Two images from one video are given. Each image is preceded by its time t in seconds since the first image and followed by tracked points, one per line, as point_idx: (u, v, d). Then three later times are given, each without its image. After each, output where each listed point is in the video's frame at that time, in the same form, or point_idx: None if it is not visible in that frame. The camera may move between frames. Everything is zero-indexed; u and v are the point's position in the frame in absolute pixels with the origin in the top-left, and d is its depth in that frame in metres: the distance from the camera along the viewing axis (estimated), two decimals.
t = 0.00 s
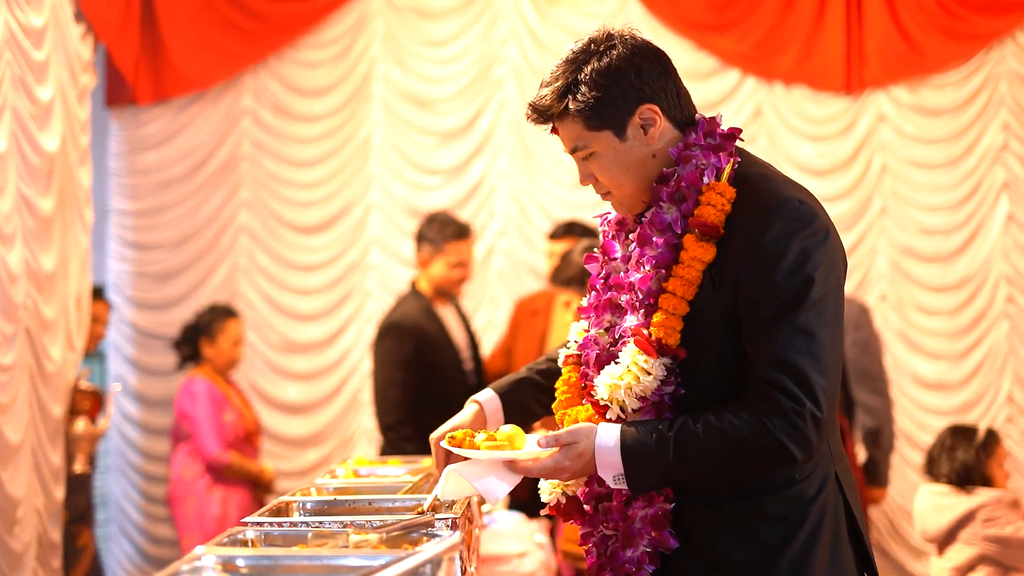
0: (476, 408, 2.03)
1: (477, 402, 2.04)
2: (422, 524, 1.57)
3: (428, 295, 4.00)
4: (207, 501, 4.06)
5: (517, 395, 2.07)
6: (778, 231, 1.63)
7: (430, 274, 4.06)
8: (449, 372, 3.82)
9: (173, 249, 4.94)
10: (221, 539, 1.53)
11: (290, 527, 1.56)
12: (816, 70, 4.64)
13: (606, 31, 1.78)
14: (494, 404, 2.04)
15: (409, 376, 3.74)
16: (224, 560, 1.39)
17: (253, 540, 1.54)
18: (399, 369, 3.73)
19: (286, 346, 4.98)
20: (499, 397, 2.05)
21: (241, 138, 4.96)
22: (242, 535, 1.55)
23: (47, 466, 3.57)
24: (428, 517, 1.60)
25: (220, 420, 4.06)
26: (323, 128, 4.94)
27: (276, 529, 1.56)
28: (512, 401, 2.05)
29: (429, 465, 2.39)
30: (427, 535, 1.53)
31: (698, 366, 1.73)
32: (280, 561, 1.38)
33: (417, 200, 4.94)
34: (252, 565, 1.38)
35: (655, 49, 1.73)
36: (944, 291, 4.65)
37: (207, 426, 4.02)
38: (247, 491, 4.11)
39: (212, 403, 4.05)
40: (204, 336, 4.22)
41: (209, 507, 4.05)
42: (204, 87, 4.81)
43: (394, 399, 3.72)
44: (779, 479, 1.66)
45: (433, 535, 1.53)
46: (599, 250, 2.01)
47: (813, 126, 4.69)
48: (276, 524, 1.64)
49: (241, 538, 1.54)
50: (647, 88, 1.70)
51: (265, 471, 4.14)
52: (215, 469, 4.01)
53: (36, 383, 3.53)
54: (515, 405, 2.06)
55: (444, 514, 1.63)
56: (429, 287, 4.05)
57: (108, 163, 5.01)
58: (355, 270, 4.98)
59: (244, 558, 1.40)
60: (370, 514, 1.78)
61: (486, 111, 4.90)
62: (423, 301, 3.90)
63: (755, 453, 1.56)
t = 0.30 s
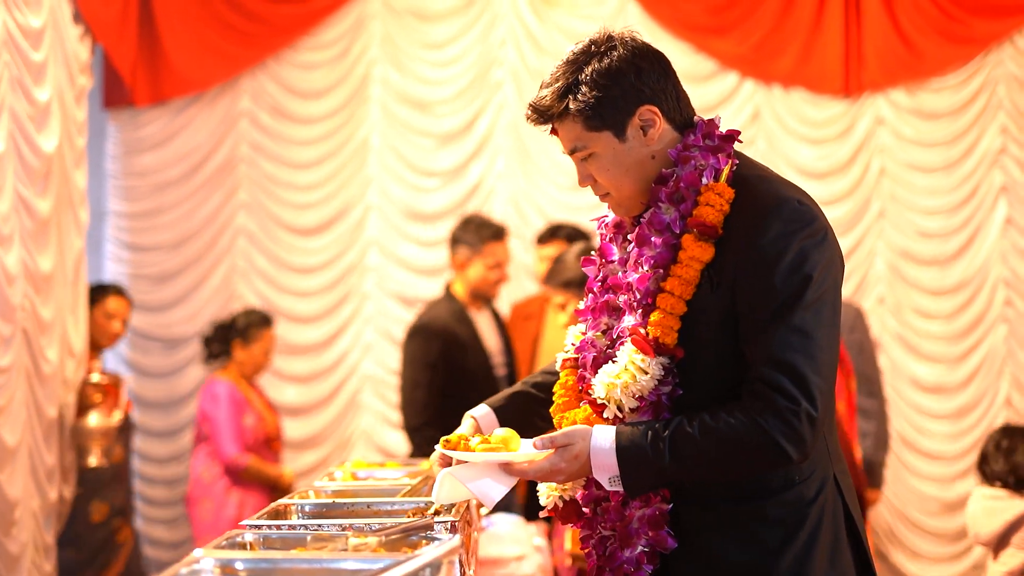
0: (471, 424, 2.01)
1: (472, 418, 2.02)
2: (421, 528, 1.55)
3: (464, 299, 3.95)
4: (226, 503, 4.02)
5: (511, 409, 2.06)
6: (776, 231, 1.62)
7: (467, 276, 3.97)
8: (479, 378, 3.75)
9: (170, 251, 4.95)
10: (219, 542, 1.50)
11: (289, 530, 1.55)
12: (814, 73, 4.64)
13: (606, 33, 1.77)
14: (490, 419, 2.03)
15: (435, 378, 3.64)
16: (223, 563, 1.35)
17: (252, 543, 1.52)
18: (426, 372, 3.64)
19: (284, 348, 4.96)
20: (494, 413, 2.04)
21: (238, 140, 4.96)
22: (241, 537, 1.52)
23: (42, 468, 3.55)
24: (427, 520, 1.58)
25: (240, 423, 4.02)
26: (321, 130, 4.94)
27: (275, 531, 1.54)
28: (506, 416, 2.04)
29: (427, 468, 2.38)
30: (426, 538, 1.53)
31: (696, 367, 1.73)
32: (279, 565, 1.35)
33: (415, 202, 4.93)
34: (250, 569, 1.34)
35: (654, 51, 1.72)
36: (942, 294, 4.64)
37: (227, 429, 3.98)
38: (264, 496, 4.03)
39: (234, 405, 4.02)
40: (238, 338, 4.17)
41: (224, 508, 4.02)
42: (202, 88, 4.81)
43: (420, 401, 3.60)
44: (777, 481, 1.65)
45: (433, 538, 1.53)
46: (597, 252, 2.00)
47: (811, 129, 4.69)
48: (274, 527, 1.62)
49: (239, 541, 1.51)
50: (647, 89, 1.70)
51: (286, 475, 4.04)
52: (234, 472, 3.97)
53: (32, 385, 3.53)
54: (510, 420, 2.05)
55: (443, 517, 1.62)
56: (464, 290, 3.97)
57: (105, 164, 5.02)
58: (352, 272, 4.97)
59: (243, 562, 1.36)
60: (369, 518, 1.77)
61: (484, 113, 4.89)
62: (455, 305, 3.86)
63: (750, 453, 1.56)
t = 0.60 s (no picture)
0: (467, 413, 2.02)
1: (470, 407, 2.04)
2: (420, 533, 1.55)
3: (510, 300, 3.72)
4: (263, 504, 3.87)
5: (510, 401, 2.06)
6: (773, 235, 1.61)
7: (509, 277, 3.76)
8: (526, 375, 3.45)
9: (169, 254, 4.94)
10: (218, 546, 1.48)
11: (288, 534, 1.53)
12: (813, 77, 4.63)
13: (608, 35, 1.77)
14: (485, 405, 2.04)
15: (483, 374, 3.38)
16: (221, 567, 1.34)
17: (251, 548, 1.50)
18: (474, 367, 3.37)
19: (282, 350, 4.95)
20: (492, 403, 2.05)
21: (237, 143, 4.96)
22: (240, 542, 1.50)
23: (38, 471, 3.54)
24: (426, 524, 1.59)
25: (277, 423, 3.96)
26: (319, 132, 4.93)
27: (273, 535, 1.53)
28: (505, 409, 2.05)
29: (425, 471, 2.37)
30: (426, 543, 1.50)
31: (690, 370, 1.72)
32: (277, 569, 1.32)
33: (413, 205, 4.93)
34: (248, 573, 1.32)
35: (654, 54, 1.72)
36: (941, 298, 4.64)
37: (264, 430, 3.89)
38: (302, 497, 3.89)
39: (269, 407, 3.94)
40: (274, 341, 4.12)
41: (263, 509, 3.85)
42: (201, 90, 4.80)
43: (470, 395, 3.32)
44: (773, 484, 1.64)
45: (432, 543, 1.50)
46: (594, 254, 1.99)
47: (810, 133, 4.68)
48: (273, 531, 1.62)
49: (237, 546, 1.50)
50: (647, 92, 1.69)
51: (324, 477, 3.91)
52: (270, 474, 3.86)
53: (29, 388, 3.51)
54: (508, 413, 2.06)
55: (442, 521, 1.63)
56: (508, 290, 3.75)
57: (102, 166, 5.01)
58: (351, 275, 4.96)
59: (242, 566, 1.34)
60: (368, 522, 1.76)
61: (483, 116, 4.89)
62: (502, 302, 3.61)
63: (739, 457, 1.55)
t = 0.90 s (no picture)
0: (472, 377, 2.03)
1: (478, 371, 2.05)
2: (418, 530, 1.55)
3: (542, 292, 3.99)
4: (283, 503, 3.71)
5: (515, 372, 2.08)
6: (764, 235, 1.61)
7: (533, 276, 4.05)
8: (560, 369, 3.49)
9: (167, 253, 4.93)
10: (217, 546, 1.48)
11: (287, 533, 1.53)
12: (813, 78, 4.61)
13: (607, 34, 1.76)
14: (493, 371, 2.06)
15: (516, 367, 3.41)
16: (220, 567, 1.33)
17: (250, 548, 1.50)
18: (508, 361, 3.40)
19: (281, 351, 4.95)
20: (499, 371, 2.06)
21: (236, 143, 4.95)
22: (239, 541, 1.50)
23: (33, 471, 3.54)
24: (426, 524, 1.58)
25: (298, 421, 3.79)
26: (318, 131, 4.92)
27: (273, 535, 1.52)
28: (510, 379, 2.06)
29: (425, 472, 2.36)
30: (425, 543, 1.50)
31: (683, 370, 1.71)
32: (277, 569, 1.32)
33: (412, 205, 4.92)
34: (247, 573, 1.32)
35: (656, 54, 1.72)
36: (941, 299, 4.64)
37: (284, 428, 3.74)
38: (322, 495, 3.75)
39: (292, 405, 3.79)
40: (298, 340, 4.02)
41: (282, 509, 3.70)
42: (200, 90, 4.79)
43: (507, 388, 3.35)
44: (767, 485, 1.64)
45: (431, 543, 1.50)
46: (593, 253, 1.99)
47: (809, 133, 4.68)
48: (271, 530, 1.60)
49: (237, 545, 1.49)
50: (648, 91, 1.69)
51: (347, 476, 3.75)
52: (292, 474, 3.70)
53: (24, 389, 3.51)
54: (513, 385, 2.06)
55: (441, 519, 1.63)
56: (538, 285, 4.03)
57: (101, 166, 5.00)
58: (349, 275, 4.96)
59: (241, 565, 1.33)
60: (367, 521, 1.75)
61: (482, 116, 4.88)
62: (535, 300, 3.67)
63: (721, 457, 1.55)
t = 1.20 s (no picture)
0: (494, 353, 2.01)
1: (497, 349, 2.03)
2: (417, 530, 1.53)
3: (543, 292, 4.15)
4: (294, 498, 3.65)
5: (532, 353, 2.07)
6: (757, 233, 1.60)
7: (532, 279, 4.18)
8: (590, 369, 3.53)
9: (164, 250, 4.92)
10: (213, 544, 1.44)
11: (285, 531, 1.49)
12: (811, 75, 4.61)
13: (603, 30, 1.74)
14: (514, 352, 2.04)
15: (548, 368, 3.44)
16: (218, 565, 1.31)
17: (248, 545, 1.46)
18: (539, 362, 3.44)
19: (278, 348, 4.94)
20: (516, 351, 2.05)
21: (233, 140, 4.94)
22: (236, 539, 1.46)
23: (27, 469, 3.53)
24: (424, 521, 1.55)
25: (307, 419, 3.73)
26: (315, 128, 4.91)
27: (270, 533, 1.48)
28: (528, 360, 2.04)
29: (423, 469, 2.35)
30: (423, 540, 1.47)
31: (678, 366, 1.71)
32: (275, 568, 1.31)
33: (409, 202, 4.91)
34: (245, 571, 1.31)
35: (654, 52, 1.70)
36: (939, 296, 4.63)
37: (294, 426, 3.70)
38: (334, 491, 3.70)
39: (301, 402, 3.75)
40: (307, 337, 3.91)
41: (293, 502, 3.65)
42: (196, 87, 4.78)
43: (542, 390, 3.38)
44: (762, 482, 1.63)
45: (429, 540, 1.47)
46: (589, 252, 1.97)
47: (806, 129, 4.67)
48: (270, 529, 1.59)
49: (234, 544, 1.45)
50: (646, 87, 1.68)
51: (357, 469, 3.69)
52: (299, 472, 3.66)
53: (18, 387, 3.49)
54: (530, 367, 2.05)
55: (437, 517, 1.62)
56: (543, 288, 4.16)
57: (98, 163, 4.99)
58: (347, 272, 4.94)
59: (239, 563, 1.32)
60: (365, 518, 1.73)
61: (479, 113, 4.87)
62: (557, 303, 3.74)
63: (711, 454, 1.54)
